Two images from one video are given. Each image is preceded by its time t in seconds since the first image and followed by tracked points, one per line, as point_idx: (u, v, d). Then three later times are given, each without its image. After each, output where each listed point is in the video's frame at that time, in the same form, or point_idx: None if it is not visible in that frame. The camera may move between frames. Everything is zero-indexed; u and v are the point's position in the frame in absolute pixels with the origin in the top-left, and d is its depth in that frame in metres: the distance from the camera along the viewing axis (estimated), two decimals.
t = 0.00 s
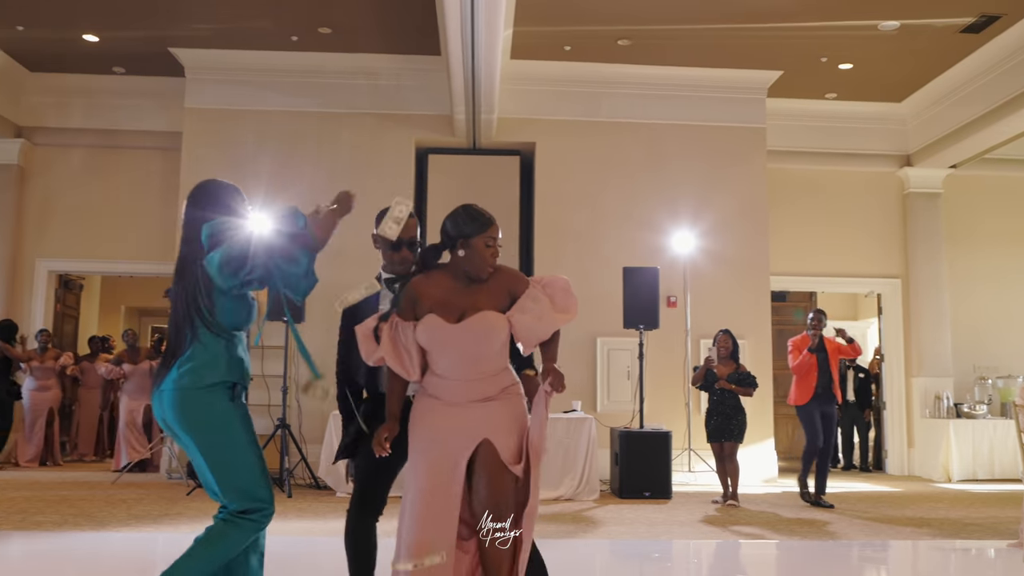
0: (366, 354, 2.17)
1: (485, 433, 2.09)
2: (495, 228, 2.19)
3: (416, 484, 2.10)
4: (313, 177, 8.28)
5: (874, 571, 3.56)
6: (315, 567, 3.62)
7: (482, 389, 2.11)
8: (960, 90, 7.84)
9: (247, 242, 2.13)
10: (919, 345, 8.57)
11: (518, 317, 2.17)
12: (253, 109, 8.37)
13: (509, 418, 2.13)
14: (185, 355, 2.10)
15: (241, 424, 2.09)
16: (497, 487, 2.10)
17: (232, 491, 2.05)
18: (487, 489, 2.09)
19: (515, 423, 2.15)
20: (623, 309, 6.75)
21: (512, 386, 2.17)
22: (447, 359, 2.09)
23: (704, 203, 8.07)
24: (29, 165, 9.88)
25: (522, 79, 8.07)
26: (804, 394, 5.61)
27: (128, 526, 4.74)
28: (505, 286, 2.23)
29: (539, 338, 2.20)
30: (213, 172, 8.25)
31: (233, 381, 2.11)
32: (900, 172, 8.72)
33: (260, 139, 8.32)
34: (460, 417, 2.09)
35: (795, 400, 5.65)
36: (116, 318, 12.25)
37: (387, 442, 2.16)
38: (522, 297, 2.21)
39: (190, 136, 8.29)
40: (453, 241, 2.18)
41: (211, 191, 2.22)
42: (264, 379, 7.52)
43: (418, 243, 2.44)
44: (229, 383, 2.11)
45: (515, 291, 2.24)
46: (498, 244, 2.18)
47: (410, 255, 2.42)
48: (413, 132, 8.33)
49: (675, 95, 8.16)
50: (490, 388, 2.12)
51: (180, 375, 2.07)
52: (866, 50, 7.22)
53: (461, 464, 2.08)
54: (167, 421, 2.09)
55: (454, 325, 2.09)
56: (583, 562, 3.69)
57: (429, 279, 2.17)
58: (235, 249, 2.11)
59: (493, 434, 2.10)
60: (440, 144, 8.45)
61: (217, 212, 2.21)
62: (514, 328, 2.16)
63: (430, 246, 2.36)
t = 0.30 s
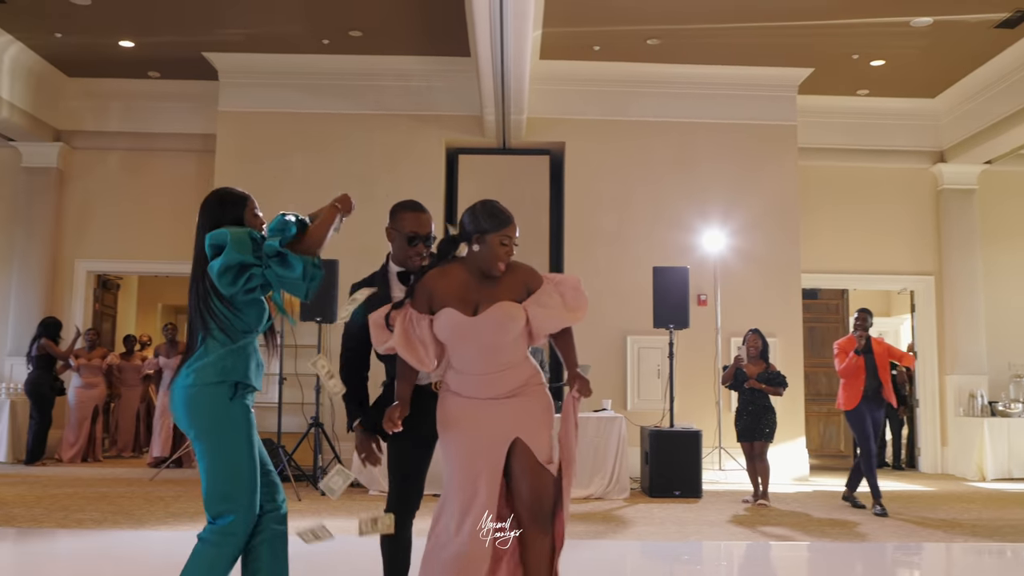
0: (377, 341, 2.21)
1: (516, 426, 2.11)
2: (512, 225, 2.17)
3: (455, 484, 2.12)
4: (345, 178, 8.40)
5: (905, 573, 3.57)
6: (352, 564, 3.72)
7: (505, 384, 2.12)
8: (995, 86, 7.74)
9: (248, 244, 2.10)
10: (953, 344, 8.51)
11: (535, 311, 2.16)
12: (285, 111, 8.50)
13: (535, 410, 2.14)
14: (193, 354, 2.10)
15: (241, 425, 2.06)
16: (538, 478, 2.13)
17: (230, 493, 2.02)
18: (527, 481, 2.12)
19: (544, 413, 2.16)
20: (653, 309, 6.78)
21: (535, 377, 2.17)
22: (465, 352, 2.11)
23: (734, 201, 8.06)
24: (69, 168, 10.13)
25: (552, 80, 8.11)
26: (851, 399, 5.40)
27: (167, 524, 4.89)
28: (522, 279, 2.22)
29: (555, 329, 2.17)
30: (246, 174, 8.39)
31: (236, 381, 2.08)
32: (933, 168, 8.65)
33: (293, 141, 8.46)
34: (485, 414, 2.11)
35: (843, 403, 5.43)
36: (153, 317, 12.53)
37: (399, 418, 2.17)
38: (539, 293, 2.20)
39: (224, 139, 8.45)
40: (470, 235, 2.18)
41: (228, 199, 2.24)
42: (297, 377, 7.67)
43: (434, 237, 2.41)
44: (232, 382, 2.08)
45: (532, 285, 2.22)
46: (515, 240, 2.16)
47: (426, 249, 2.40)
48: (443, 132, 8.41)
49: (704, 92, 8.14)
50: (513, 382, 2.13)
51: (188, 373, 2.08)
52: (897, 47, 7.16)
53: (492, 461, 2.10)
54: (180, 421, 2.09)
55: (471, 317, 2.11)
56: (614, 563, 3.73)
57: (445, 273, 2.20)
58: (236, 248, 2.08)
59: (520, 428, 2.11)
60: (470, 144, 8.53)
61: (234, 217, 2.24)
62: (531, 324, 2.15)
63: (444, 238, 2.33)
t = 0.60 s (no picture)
0: (407, 360, 2.13)
1: (552, 439, 2.07)
2: (546, 235, 2.08)
3: (486, 502, 2.02)
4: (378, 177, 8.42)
5: None
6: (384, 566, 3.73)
7: (540, 397, 2.08)
8: None
9: (251, 238, 2.01)
10: (998, 342, 8.31)
11: (569, 324, 2.13)
12: (319, 111, 8.55)
13: (568, 422, 2.12)
14: (186, 354, 2.04)
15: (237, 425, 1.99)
16: (571, 492, 2.06)
17: (226, 498, 1.95)
18: (560, 498, 2.05)
19: (575, 428, 2.14)
20: (688, 307, 6.70)
21: (566, 391, 2.16)
22: (502, 369, 2.05)
23: (769, 198, 7.94)
24: (108, 170, 10.30)
25: (584, 76, 8.06)
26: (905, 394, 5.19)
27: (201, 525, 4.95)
28: (550, 291, 2.19)
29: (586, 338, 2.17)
30: (280, 175, 8.46)
31: (228, 381, 2.02)
32: (977, 161, 8.43)
33: (327, 141, 8.50)
34: (520, 426, 2.05)
35: (897, 399, 5.22)
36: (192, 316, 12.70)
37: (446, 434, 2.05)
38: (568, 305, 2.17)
39: (258, 140, 8.52)
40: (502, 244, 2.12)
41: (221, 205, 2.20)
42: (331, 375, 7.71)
43: (457, 242, 2.40)
44: (224, 383, 2.01)
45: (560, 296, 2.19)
46: (547, 250, 2.09)
47: (450, 253, 2.40)
48: (475, 131, 8.39)
49: (739, 87, 8.02)
50: (548, 395, 2.10)
51: (182, 377, 2.02)
52: (939, 37, 6.99)
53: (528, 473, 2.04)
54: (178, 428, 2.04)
55: (509, 338, 2.04)
56: (649, 566, 3.68)
57: (477, 287, 2.12)
58: (237, 245, 1.99)
59: (555, 440, 2.08)
60: (502, 142, 8.50)
61: (230, 220, 2.19)
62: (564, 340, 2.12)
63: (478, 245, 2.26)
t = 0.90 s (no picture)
0: (444, 335, 1.93)
1: (601, 448, 1.94)
2: (599, 254, 1.92)
3: (535, 526, 1.88)
4: (419, 175, 8.40)
5: None
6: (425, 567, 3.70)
7: (582, 407, 1.96)
8: None
9: (228, 247, 2.16)
10: None
11: (621, 338, 2.05)
12: (360, 109, 8.56)
13: (614, 432, 1.99)
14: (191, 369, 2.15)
15: (245, 436, 2.09)
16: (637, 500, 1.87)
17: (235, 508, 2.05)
18: (627, 507, 1.86)
19: (626, 442, 2.01)
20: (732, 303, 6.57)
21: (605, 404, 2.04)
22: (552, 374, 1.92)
23: (816, 191, 7.74)
24: (156, 171, 10.48)
25: (624, 69, 7.95)
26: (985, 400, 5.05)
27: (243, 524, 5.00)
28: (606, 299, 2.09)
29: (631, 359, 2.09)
30: (322, 174, 8.51)
31: (232, 393, 2.12)
32: None
33: (369, 139, 8.52)
34: (563, 439, 1.93)
35: (976, 406, 5.08)
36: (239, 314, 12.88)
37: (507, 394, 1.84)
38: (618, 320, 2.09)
39: (300, 140, 8.58)
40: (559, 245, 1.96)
41: (219, 206, 2.32)
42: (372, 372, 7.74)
43: (480, 245, 2.39)
44: (229, 398, 2.12)
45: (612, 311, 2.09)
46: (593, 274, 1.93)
47: (473, 257, 2.38)
48: (516, 126, 8.33)
49: (785, 77, 7.83)
50: (589, 405, 1.98)
51: (187, 391, 2.13)
52: (995, 22, 6.73)
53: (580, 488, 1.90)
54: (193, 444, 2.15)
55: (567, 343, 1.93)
56: (695, 571, 3.58)
57: (534, 283, 1.99)
58: (214, 254, 2.15)
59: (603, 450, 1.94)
60: (543, 137, 8.43)
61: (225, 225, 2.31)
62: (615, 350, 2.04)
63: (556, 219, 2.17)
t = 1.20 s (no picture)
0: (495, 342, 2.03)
1: (653, 453, 1.91)
2: (620, 210, 1.96)
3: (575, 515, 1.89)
4: (454, 172, 8.35)
5: None
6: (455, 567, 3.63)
7: (640, 407, 1.92)
8: None
9: (237, 228, 2.19)
10: None
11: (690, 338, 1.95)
12: (395, 107, 8.54)
13: (673, 435, 1.94)
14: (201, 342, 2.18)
15: (250, 412, 2.12)
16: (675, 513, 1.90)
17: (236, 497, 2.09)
18: (666, 513, 1.89)
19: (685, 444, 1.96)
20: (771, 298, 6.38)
21: (669, 401, 1.98)
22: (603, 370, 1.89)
23: (860, 183, 7.50)
24: (196, 173, 10.60)
25: (659, 62, 7.79)
26: None
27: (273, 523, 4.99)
28: (679, 290, 2.01)
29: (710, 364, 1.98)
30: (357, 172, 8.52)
31: (241, 368, 2.13)
32: None
33: (404, 138, 8.49)
34: (615, 438, 1.91)
35: None
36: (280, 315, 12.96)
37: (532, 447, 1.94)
38: (691, 313, 1.99)
39: (335, 139, 8.59)
40: (596, 229, 1.98)
41: (236, 184, 2.35)
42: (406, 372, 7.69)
43: (510, 216, 2.28)
44: (238, 370, 2.14)
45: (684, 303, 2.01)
46: (620, 226, 1.95)
47: (501, 230, 2.29)
48: (551, 122, 8.22)
49: (826, 66, 7.60)
50: (649, 405, 1.93)
51: (197, 361, 2.15)
52: None
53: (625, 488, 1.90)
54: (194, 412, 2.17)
55: (623, 338, 1.88)
56: None
57: (584, 275, 2.01)
58: (223, 235, 2.17)
59: (655, 455, 1.92)
60: (578, 133, 8.30)
61: (232, 199, 2.34)
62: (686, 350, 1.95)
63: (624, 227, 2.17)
